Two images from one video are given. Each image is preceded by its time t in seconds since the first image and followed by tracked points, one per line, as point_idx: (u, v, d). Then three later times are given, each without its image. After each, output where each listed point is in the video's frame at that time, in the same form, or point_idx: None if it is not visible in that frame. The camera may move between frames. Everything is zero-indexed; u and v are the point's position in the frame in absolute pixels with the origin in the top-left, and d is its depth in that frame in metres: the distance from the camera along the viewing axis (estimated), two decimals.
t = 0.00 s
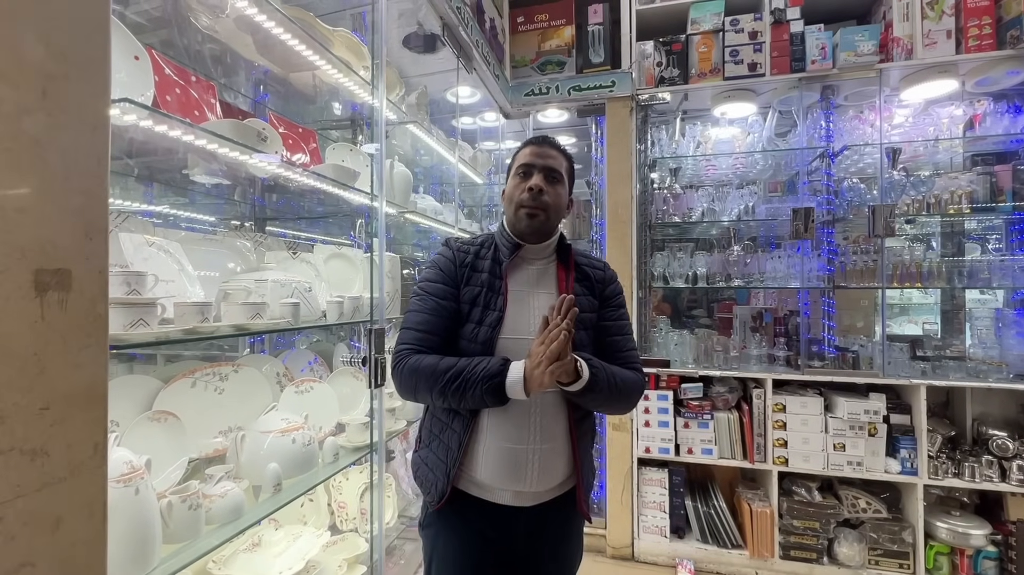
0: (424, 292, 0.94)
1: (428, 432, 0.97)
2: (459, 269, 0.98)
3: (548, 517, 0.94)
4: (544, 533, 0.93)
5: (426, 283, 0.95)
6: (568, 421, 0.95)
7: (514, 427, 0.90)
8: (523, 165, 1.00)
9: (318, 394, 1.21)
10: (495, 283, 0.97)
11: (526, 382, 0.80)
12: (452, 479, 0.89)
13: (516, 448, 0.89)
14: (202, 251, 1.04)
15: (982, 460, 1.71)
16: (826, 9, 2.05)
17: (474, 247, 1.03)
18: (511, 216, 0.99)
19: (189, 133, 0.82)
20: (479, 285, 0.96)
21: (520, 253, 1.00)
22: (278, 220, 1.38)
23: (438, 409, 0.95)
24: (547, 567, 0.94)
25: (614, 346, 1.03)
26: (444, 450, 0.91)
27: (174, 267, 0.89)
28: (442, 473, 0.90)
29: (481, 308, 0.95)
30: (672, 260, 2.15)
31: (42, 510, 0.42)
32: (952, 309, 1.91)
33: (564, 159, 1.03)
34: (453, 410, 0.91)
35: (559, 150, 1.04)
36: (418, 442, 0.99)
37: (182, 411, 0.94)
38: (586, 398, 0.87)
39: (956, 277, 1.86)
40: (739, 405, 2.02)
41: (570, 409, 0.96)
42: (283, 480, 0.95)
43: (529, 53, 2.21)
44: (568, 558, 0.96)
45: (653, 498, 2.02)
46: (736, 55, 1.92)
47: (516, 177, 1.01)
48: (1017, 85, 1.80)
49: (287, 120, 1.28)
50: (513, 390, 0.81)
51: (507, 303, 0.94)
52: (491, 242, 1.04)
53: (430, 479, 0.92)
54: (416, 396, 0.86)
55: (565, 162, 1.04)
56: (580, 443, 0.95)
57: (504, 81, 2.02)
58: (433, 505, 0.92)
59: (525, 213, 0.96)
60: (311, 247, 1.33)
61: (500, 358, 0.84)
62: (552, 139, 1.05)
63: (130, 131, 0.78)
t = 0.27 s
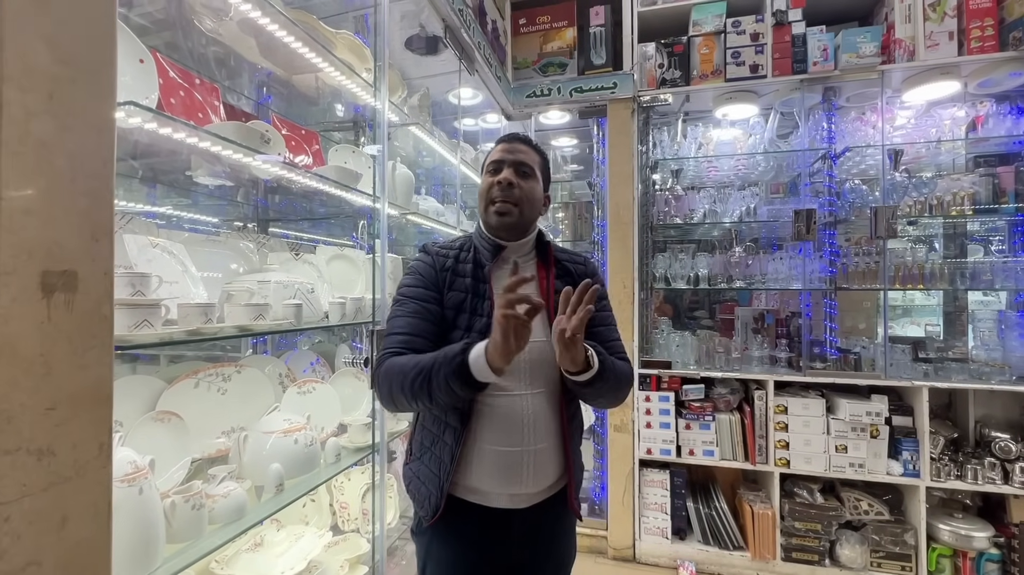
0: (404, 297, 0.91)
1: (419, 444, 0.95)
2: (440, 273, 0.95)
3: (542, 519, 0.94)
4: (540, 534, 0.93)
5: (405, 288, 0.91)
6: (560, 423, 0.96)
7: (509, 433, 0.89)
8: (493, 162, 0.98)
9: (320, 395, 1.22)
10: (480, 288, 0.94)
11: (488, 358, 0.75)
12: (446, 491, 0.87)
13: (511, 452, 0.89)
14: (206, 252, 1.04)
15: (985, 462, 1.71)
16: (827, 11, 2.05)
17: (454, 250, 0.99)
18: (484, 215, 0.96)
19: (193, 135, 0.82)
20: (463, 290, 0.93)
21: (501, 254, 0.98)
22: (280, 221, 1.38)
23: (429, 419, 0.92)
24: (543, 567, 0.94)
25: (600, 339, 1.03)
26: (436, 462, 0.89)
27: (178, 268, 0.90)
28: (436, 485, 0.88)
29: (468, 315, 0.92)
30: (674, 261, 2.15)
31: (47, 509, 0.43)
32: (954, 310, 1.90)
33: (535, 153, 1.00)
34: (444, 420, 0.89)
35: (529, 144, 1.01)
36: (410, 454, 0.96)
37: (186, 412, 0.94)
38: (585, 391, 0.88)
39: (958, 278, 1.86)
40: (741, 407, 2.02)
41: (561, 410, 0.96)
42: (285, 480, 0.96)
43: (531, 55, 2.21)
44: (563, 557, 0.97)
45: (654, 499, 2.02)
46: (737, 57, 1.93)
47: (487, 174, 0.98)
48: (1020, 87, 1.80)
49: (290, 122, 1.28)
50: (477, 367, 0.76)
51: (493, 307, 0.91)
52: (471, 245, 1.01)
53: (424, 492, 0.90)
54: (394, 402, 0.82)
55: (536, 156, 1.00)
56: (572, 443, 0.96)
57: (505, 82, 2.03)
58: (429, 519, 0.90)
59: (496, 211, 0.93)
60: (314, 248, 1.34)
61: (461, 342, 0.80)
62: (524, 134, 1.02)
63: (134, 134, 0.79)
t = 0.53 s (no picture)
0: (375, 304, 0.86)
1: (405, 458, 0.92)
2: (414, 280, 0.90)
3: (533, 521, 0.94)
4: (531, 537, 0.93)
5: (377, 297, 0.86)
6: (549, 426, 0.95)
7: (497, 439, 0.88)
8: (457, 162, 0.94)
9: (322, 396, 1.22)
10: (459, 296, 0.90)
11: (456, 351, 0.70)
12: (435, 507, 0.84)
13: (500, 458, 0.88)
14: (210, 253, 1.05)
15: (988, 465, 1.70)
16: (829, 13, 2.05)
17: (427, 255, 0.95)
18: (452, 218, 0.94)
19: (197, 136, 0.83)
20: (439, 298, 0.89)
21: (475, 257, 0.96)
22: (282, 222, 1.38)
23: (413, 433, 0.90)
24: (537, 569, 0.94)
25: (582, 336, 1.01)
26: (423, 477, 0.87)
27: (181, 269, 0.90)
28: (424, 500, 0.86)
29: (450, 325, 0.87)
30: (676, 263, 2.15)
31: (51, 508, 0.43)
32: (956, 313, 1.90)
33: (500, 148, 0.96)
34: (429, 434, 0.86)
35: (493, 139, 0.97)
36: (395, 468, 0.94)
37: (188, 412, 0.95)
38: (576, 364, 0.87)
39: (961, 281, 1.85)
40: (743, 409, 2.02)
41: (550, 413, 0.96)
42: (287, 480, 0.96)
43: (533, 57, 2.21)
44: (556, 559, 0.97)
45: (655, 501, 2.02)
46: (739, 59, 1.93)
47: (452, 175, 0.95)
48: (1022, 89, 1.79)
49: (292, 124, 1.28)
50: (446, 364, 0.70)
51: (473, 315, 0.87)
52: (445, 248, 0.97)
53: (413, 507, 0.87)
54: (366, 415, 0.76)
55: (502, 151, 0.96)
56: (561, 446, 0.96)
57: (508, 84, 2.03)
58: (419, 534, 0.87)
59: (464, 213, 0.91)
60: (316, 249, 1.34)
61: (429, 340, 0.74)
62: (487, 129, 0.98)
63: (139, 135, 0.79)
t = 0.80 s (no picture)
0: (357, 319, 0.83)
1: (391, 470, 0.91)
2: (396, 291, 0.88)
3: (525, 526, 0.93)
4: (525, 541, 0.93)
5: (357, 313, 0.83)
6: (541, 431, 0.95)
7: (487, 446, 0.88)
8: (432, 162, 0.93)
9: (324, 397, 1.21)
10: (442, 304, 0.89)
11: (464, 383, 0.67)
12: (422, 521, 0.83)
13: (491, 465, 0.87)
14: (214, 253, 1.05)
15: (993, 469, 1.69)
16: (834, 14, 2.04)
17: (407, 262, 0.93)
18: (430, 221, 0.93)
19: (202, 137, 0.83)
20: (423, 309, 0.88)
21: (456, 260, 0.95)
22: (285, 222, 1.38)
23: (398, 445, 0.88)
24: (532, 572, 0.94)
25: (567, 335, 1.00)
26: (410, 490, 0.85)
27: (186, 268, 0.91)
28: (412, 515, 0.84)
29: (433, 335, 0.87)
30: (679, 264, 2.15)
31: (55, 506, 0.43)
32: (962, 315, 1.89)
33: (476, 145, 0.96)
34: (416, 446, 0.85)
35: (468, 136, 0.96)
36: (381, 480, 0.92)
37: (192, 412, 0.95)
38: (560, 368, 0.88)
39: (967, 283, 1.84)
40: (746, 411, 2.01)
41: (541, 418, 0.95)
42: (291, 480, 0.96)
43: (537, 58, 2.22)
44: (550, 562, 0.97)
45: (658, 503, 2.01)
46: (743, 60, 1.92)
47: (427, 176, 0.94)
48: None
49: (297, 124, 1.28)
50: (453, 397, 0.68)
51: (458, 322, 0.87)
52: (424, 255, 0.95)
53: (400, 521, 0.86)
54: (357, 441, 0.73)
55: (478, 149, 0.96)
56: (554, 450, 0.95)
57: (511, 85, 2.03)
58: (407, 548, 0.86)
59: (442, 215, 0.90)
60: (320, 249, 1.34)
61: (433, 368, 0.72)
62: (461, 125, 0.97)
63: (145, 135, 0.80)
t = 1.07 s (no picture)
0: (341, 331, 0.81)
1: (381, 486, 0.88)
2: (381, 300, 0.87)
3: (523, 534, 0.92)
4: (523, 548, 0.92)
5: (342, 324, 0.82)
6: (536, 438, 0.94)
7: (483, 457, 0.86)
8: (414, 166, 0.90)
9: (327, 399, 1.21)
10: (430, 313, 0.88)
11: (441, 384, 0.66)
12: (416, 539, 0.81)
13: (488, 475, 0.86)
14: (217, 254, 1.05)
15: (1002, 475, 1.67)
16: (840, 15, 2.03)
17: (392, 269, 0.92)
18: (415, 227, 0.91)
19: (204, 139, 0.83)
20: (411, 318, 0.86)
21: (443, 267, 0.94)
22: (288, 224, 1.37)
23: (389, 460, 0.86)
24: None
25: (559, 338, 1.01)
26: (402, 506, 0.83)
27: (188, 270, 0.90)
28: (405, 532, 0.82)
29: (422, 345, 0.85)
30: (684, 267, 2.13)
31: (53, 513, 0.42)
32: (969, 318, 1.87)
33: (461, 145, 0.92)
34: (408, 461, 0.83)
35: (451, 135, 0.92)
36: (371, 497, 0.90)
37: (193, 415, 0.94)
38: (559, 378, 0.88)
39: (975, 287, 1.82)
40: (751, 415, 1.99)
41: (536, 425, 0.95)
42: (292, 484, 0.96)
43: (541, 59, 2.21)
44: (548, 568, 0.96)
45: (662, 508, 2.00)
46: (749, 62, 1.91)
47: (410, 180, 0.91)
48: None
49: (300, 126, 1.28)
50: (431, 401, 0.66)
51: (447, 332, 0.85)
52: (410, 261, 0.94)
53: (393, 537, 0.84)
54: (341, 457, 0.72)
55: (462, 148, 0.92)
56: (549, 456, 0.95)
57: (515, 87, 2.03)
58: (400, 566, 0.84)
59: (428, 224, 0.88)
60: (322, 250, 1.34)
61: (410, 373, 0.70)
62: (444, 122, 0.93)
63: (147, 136, 0.79)
